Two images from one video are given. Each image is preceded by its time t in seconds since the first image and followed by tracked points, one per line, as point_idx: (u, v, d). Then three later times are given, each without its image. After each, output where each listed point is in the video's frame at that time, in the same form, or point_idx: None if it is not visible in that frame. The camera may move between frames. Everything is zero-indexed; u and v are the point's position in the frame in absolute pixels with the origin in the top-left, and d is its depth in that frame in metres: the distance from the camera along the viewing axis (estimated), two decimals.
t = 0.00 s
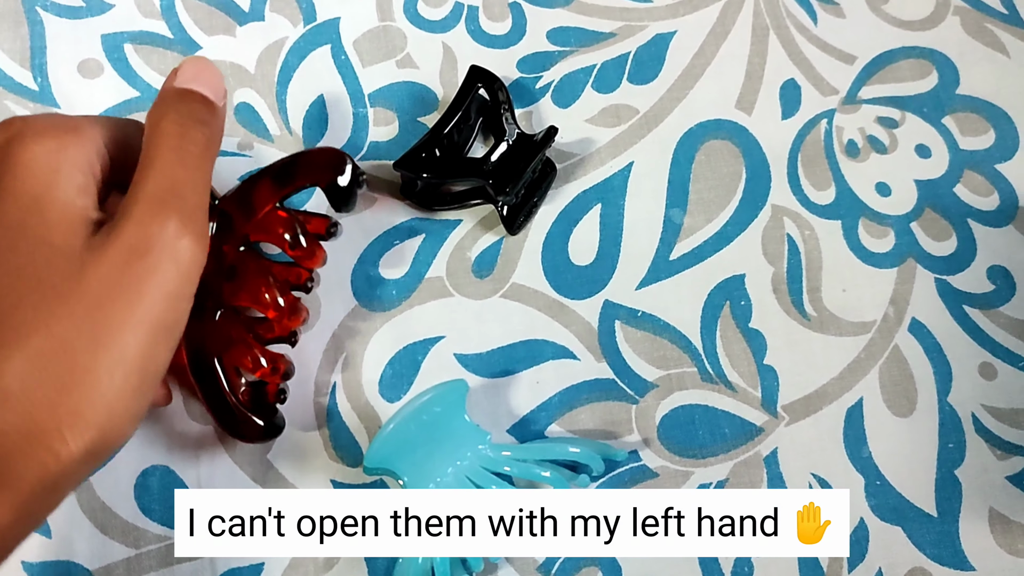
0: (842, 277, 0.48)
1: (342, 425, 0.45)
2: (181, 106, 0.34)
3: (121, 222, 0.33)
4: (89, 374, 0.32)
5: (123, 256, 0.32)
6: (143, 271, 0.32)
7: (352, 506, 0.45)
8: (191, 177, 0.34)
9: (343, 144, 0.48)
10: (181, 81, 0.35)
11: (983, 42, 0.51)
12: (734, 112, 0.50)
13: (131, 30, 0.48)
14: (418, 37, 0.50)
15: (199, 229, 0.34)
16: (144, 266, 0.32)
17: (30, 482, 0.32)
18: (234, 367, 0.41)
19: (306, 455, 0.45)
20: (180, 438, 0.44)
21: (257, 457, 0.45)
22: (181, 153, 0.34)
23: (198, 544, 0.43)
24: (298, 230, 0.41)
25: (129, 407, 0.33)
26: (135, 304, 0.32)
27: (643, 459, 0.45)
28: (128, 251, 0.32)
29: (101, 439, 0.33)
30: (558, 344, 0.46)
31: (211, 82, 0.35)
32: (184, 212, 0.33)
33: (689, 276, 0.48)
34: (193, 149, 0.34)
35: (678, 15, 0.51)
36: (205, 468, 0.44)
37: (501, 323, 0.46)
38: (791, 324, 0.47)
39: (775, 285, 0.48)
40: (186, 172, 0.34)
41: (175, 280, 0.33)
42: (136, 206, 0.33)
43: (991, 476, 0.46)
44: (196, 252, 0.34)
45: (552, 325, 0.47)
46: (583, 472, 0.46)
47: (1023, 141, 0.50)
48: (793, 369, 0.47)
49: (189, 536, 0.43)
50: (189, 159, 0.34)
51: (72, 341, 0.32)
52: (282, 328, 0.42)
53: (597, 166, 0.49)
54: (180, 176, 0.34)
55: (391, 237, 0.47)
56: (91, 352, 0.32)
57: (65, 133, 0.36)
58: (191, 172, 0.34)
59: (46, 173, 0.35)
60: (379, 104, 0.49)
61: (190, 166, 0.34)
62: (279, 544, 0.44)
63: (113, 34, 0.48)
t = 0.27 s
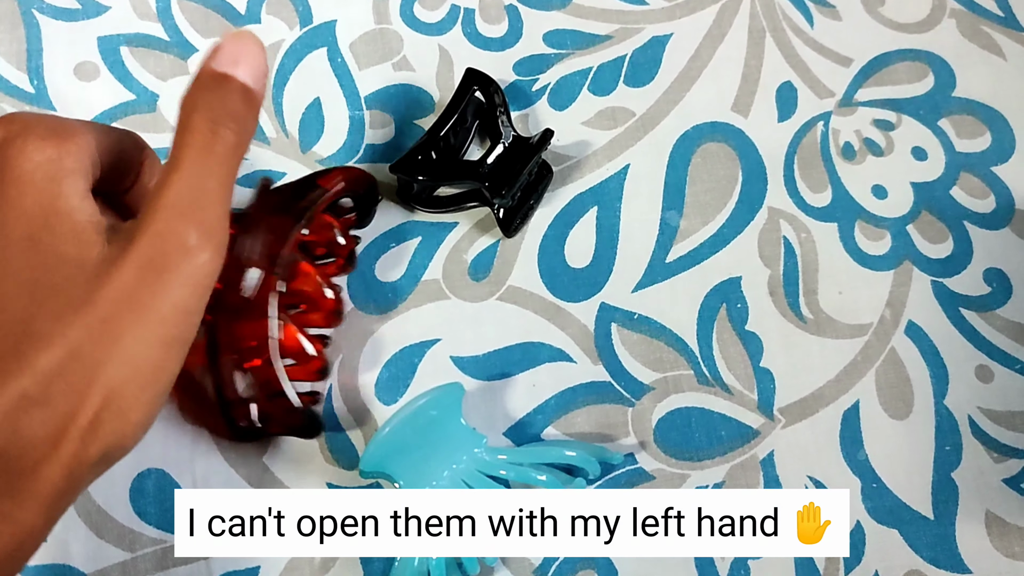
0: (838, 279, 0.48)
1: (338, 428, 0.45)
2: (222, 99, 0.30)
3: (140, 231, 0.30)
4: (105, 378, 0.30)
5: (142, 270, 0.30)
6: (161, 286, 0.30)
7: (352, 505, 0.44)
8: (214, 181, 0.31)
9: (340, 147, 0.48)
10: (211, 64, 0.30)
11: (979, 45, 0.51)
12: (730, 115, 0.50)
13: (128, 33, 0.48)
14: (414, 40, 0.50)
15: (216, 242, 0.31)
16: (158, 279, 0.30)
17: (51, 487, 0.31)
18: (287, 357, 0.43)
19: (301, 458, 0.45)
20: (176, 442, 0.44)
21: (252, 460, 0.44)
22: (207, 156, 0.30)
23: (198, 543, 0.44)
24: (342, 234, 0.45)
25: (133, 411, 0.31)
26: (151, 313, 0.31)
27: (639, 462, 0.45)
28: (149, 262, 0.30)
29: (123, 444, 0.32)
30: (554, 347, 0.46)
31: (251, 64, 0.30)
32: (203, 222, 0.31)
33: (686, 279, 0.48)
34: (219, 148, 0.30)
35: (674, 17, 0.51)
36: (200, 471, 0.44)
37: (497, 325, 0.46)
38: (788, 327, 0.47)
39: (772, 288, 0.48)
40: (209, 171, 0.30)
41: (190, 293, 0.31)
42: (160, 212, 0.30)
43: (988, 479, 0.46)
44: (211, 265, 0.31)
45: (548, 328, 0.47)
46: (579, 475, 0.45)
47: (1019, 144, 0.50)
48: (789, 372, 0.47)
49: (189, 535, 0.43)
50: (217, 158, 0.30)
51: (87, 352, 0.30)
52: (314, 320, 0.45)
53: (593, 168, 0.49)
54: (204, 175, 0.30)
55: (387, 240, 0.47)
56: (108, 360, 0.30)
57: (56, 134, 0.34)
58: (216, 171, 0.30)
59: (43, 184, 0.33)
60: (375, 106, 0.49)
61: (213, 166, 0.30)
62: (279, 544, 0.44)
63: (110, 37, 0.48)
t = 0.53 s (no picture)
0: (838, 281, 0.48)
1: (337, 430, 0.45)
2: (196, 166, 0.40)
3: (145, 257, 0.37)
4: (121, 382, 0.35)
5: (158, 282, 0.36)
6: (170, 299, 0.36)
7: (352, 505, 0.44)
8: (203, 216, 0.38)
9: (339, 148, 0.48)
10: (205, 144, 0.41)
11: (979, 46, 0.51)
12: (729, 116, 0.50)
13: (126, 34, 0.48)
14: (413, 41, 0.49)
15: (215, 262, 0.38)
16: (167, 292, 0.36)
17: (58, 489, 0.35)
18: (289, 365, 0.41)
19: (301, 461, 0.45)
20: (174, 444, 0.44)
21: (251, 462, 0.44)
22: (205, 197, 0.39)
23: (198, 543, 0.43)
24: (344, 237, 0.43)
25: (154, 405, 0.37)
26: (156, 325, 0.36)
27: (639, 464, 0.45)
28: (157, 281, 0.36)
29: (131, 439, 0.37)
30: (554, 349, 0.46)
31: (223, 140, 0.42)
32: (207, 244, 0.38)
33: (685, 281, 0.48)
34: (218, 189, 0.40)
35: (673, 19, 0.51)
36: (199, 474, 0.44)
37: (497, 327, 0.46)
38: (788, 328, 0.47)
39: (772, 290, 0.48)
40: (207, 211, 0.38)
41: (201, 302, 0.37)
42: (172, 234, 0.37)
43: (989, 481, 0.46)
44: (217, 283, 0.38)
45: (548, 330, 0.46)
46: (579, 477, 0.45)
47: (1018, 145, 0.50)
48: (789, 374, 0.47)
49: (189, 536, 0.43)
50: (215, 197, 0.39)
51: (100, 363, 0.35)
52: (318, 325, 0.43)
53: (593, 170, 0.49)
54: (198, 210, 0.38)
55: (386, 242, 0.47)
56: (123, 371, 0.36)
57: (78, 137, 0.37)
58: (214, 214, 0.39)
59: (77, 192, 0.36)
60: (375, 108, 0.49)
61: (212, 210, 0.39)
62: (279, 544, 0.44)
63: (108, 38, 0.48)
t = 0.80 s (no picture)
0: (840, 282, 0.48)
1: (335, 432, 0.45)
2: (279, 170, 0.32)
3: (219, 275, 0.31)
4: (94, 409, 0.29)
5: (137, 324, 0.30)
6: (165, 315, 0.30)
7: (353, 505, 0.44)
8: (247, 237, 0.31)
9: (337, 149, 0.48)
10: (312, 146, 0.34)
11: (980, 45, 0.51)
12: (730, 116, 0.50)
13: (123, 34, 0.48)
14: (412, 41, 0.49)
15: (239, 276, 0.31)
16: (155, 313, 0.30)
17: (17, 537, 0.30)
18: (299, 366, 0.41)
19: (299, 463, 0.44)
20: (171, 447, 0.44)
21: (249, 465, 0.44)
22: (264, 215, 0.32)
23: (197, 544, 0.43)
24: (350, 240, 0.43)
25: (111, 456, 0.30)
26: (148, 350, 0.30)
27: (639, 466, 0.45)
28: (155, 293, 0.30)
29: (88, 507, 0.31)
30: (553, 350, 0.46)
31: (336, 143, 0.35)
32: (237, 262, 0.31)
33: (686, 282, 0.47)
34: (309, 204, 0.33)
35: (673, 18, 0.51)
36: (196, 477, 0.44)
37: (496, 328, 0.46)
38: (789, 330, 0.47)
39: (773, 291, 0.47)
40: (289, 224, 0.32)
41: (182, 349, 0.30)
42: (188, 261, 0.30)
43: (991, 483, 0.45)
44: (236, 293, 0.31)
45: (547, 331, 0.46)
46: (579, 479, 0.45)
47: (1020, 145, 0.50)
48: (791, 375, 0.46)
49: (189, 535, 0.43)
50: (298, 216, 0.32)
51: (68, 406, 0.29)
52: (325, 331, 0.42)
53: (593, 170, 0.48)
54: (285, 230, 0.32)
55: (384, 243, 0.47)
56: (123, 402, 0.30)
57: (37, 170, 0.34)
58: (247, 226, 0.31)
59: (44, 226, 0.33)
60: (373, 108, 0.48)
61: (248, 223, 0.31)
62: (279, 544, 0.44)
63: (105, 38, 0.48)
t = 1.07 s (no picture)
0: (834, 282, 0.48)
1: (331, 433, 0.45)
2: (155, 160, 0.33)
3: (72, 238, 0.32)
4: None
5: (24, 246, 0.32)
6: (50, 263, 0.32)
7: (353, 505, 0.44)
8: (116, 215, 0.32)
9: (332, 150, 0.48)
10: (191, 130, 0.33)
11: (974, 46, 0.51)
12: (724, 117, 0.50)
13: (118, 35, 0.48)
14: (407, 42, 0.49)
15: (107, 242, 0.32)
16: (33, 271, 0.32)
17: None
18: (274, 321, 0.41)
19: (295, 464, 0.44)
20: (167, 447, 0.44)
21: (243, 466, 0.44)
22: (156, 204, 0.33)
23: (197, 544, 0.43)
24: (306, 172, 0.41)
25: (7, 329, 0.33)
26: (25, 295, 0.32)
27: (633, 467, 0.45)
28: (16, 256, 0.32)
29: None
30: (547, 352, 0.46)
31: (220, 137, 0.33)
32: (98, 236, 0.32)
33: (680, 282, 0.47)
34: (176, 195, 0.33)
35: (668, 19, 0.51)
36: (191, 478, 0.44)
37: (491, 329, 0.46)
38: (783, 330, 0.47)
39: (767, 291, 0.48)
40: (156, 207, 0.33)
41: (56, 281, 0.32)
42: (68, 230, 0.32)
43: (984, 483, 0.46)
44: (100, 257, 0.33)
45: (542, 331, 0.46)
46: (573, 479, 0.45)
47: (1014, 146, 0.50)
48: (784, 376, 0.46)
49: (189, 535, 0.43)
50: (173, 199, 0.33)
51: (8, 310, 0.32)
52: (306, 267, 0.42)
53: (587, 171, 0.48)
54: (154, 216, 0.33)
55: (380, 244, 0.47)
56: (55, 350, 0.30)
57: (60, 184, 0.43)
58: (120, 204, 0.32)
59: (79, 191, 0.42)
60: (368, 109, 0.48)
61: (119, 203, 0.32)
62: (279, 544, 0.44)
63: (100, 39, 0.48)
